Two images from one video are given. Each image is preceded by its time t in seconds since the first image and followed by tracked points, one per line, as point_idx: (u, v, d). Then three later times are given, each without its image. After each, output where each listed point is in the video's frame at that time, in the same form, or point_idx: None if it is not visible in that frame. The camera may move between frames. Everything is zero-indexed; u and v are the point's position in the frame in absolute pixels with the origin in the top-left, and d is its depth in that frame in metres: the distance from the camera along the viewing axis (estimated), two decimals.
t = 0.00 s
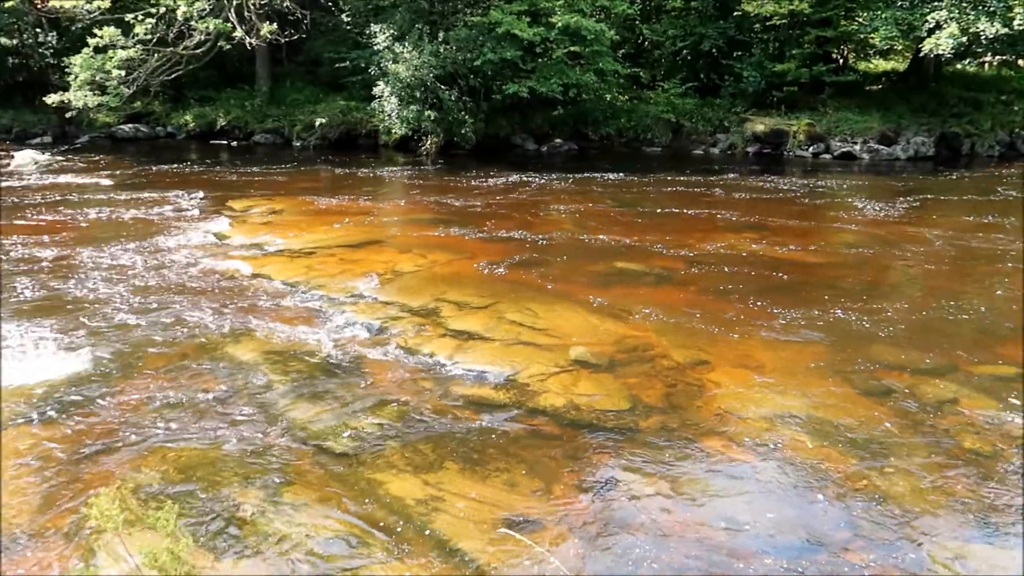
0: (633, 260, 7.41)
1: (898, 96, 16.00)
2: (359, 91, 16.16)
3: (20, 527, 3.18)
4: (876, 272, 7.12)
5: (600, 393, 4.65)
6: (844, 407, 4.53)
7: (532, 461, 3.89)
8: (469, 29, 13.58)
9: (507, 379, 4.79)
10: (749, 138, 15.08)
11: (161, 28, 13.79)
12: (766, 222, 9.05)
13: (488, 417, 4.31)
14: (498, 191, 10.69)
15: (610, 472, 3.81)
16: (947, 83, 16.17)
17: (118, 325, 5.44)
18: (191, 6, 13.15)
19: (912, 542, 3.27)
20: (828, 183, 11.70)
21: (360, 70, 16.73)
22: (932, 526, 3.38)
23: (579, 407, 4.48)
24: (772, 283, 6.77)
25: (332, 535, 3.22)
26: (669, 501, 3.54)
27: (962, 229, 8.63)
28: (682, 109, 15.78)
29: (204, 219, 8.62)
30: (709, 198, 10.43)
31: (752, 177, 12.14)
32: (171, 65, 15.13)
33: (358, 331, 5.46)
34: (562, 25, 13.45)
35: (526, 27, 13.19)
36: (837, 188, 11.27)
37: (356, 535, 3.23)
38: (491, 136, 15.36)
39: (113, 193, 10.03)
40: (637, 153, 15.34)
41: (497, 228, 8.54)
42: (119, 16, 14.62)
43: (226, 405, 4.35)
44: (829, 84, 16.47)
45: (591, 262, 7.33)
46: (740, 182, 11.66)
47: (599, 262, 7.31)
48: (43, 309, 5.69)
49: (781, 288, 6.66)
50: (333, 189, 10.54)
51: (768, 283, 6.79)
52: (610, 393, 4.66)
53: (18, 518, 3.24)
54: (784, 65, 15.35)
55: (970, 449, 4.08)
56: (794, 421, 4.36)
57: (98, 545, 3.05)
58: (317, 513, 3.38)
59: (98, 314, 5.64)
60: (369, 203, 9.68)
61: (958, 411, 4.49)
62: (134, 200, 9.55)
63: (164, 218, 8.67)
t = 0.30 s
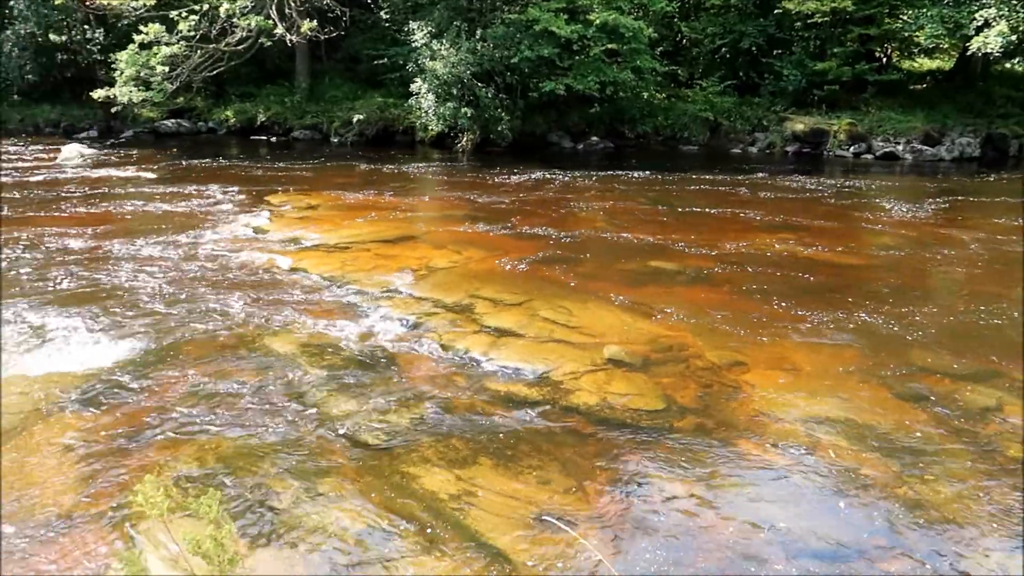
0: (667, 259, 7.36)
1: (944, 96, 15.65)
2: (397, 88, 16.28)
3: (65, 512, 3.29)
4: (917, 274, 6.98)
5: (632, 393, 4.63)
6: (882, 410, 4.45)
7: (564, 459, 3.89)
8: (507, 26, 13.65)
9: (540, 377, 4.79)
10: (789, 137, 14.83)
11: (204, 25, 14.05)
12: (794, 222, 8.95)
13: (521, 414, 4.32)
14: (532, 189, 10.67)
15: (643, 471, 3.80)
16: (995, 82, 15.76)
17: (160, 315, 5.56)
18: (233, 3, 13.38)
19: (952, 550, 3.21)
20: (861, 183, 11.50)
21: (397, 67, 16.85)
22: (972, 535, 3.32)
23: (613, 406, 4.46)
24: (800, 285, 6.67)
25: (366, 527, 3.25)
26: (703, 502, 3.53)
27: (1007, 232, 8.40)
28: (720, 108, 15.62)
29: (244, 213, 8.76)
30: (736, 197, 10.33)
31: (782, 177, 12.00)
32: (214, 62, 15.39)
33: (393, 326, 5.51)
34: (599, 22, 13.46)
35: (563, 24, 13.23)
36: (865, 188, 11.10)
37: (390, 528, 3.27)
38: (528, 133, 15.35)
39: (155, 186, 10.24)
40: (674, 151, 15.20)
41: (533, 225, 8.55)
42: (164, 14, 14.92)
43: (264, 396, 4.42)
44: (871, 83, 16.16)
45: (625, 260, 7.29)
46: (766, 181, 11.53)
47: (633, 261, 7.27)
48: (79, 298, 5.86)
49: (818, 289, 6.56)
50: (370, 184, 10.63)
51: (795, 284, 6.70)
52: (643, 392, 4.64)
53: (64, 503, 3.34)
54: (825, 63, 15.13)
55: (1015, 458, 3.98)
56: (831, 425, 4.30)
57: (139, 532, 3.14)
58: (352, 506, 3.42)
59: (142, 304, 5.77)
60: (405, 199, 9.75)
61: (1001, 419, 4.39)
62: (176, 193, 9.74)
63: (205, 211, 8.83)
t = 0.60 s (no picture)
0: (704, 260, 7.30)
1: (992, 97, 15.26)
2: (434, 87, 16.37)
3: (109, 500, 3.36)
4: (962, 279, 6.81)
5: (667, 394, 4.60)
6: (922, 416, 4.35)
7: (598, 459, 3.88)
8: (545, 25, 13.67)
9: (574, 377, 4.78)
10: (830, 139, 14.58)
11: (246, 24, 14.27)
12: (833, 225, 8.80)
13: (556, 414, 4.31)
14: (567, 189, 10.63)
15: (679, 474, 3.76)
16: None
17: (201, 309, 5.66)
18: (275, 2, 13.57)
19: (997, 561, 3.13)
20: (901, 185, 11.27)
21: (435, 66, 16.95)
22: (1019, 546, 3.22)
23: (648, 407, 4.44)
24: (837, 288, 6.56)
25: (402, 523, 3.27)
26: (740, 506, 3.49)
27: None
28: (759, 108, 15.43)
29: (282, 209, 8.88)
30: (771, 198, 10.20)
31: (817, 178, 11.82)
32: (255, 60, 15.61)
33: (428, 323, 5.54)
34: (638, 21, 13.45)
35: (602, 23, 13.23)
36: (894, 190, 10.91)
37: (426, 524, 3.28)
38: (564, 133, 15.33)
39: (196, 182, 10.43)
40: (712, 152, 15.05)
41: (570, 225, 8.54)
42: (207, 12, 15.18)
43: (302, 391, 4.47)
44: (916, 84, 15.82)
45: (661, 261, 7.24)
46: (794, 182, 11.39)
47: (669, 262, 7.21)
48: (120, 291, 6.00)
49: (858, 293, 6.45)
50: (405, 182, 10.71)
51: (831, 288, 6.59)
52: (680, 394, 4.60)
53: (107, 490, 3.42)
54: (868, 63, 14.87)
55: None
56: (872, 431, 4.21)
57: (180, 521, 3.20)
58: (387, 501, 3.45)
59: (182, 298, 5.88)
60: (440, 197, 9.79)
61: None
62: (216, 189, 9.90)
63: (244, 207, 8.96)
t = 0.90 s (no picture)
0: (742, 267, 7.21)
1: None
2: (473, 91, 16.45)
3: (153, 492, 3.45)
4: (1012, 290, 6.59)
5: (704, 401, 4.56)
6: (969, 427, 4.25)
7: (634, 466, 3.85)
8: (584, 30, 13.65)
9: (611, 382, 4.76)
10: (873, 145, 14.30)
11: (289, 28, 14.51)
12: (876, 233, 8.62)
13: (593, 419, 4.30)
14: (604, 193, 10.61)
15: (716, 482, 3.73)
16: None
17: (242, 308, 5.77)
18: (318, 7, 13.78)
19: None
20: (945, 193, 11.01)
21: (474, 70, 17.04)
22: None
23: (685, 414, 4.40)
24: (879, 298, 6.42)
25: (437, 525, 3.29)
26: (778, 516, 3.44)
27: None
28: (801, 114, 15.22)
29: (321, 211, 9.00)
30: (811, 205, 10.04)
31: (858, 185, 11.61)
32: (297, 63, 15.86)
33: (466, 326, 5.56)
34: (678, 26, 13.39)
35: (641, 27, 13.19)
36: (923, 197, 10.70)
37: (461, 526, 3.30)
38: (602, 137, 15.28)
39: (238, 183, 10.62)
40: (752, 157, 14.87)
41: (606, 229, 8.52)
42: (250, 17, 15.47)
43: (340, 390, 4.52)
44: (964, 89, 15.44)
45: (700, 267, 7.17)
46: (821, 189, 11.23)
47: (708, 268, 7.14)
48: (162, 289, 6.14)
49: (901, 302, 6.31)
50: (442, 185, 10.77)
51: (873, 297, 6.45)
52: (718, 401, 4.56)
53: (151, 483, 3.51)
54: (914, 68, 14.57)
55: None
56: (915, 444, 4.12)
57: (220, 516, 3.27)
58: (423, 502, 3.47)
59: (223, 296, 6.00)
60: (477, 200, 9.84)
61: None
62: (256, 191, 10.07)
63: (284, 209, 9.11)
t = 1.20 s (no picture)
0: (774, 273, 7.14)
1: None
2: (504, 94, 16.50)
3: (188, 487, 3.51)
4: None
5: (735, 408, 4.52)
6: (1010, 436, 4.16)
7: (665, 472, 3.83)
8: (616, 33, 13.61)
9: (641, 387, 4.74)
10: (910, 150, 14.04)
11: (324, 31, 14.68)
12: (911, 240, 8.47)
13: (623, 424, 4.28)
14: (634, 197, 10.58)
15: (748, 490, 3.69)
16: None
17: (274, 308, 5.85)
18: (352, 10, 13.93)
19: None
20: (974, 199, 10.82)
21: (506, 74, 17.10)
22: None
23: (716, 421, 4.37)
24: (914, 306, 6.31)
25: (466, 527, 3.30)
26: (812, 526, 3.40)
27: None
28: (836, 119, 15.02)
29: (353, 213, 9.08)
30: (846, 211, 9.90)
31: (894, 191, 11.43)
32: (331, 66, 16.03)
33: (496, 328, 5.58)
34: (712, 29, 13.34)
35: (675, 31, 13.15)
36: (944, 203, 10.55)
37: (490, 529, 3.30)
38: (633, 140, 15.22)
39: (271, 185, 10.76)
40: (785, 162, 14.70)
41: (634, 233, 8.49)
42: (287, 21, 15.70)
43: (370, 391, 4.56)
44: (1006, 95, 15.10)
45: (730, 273, 7.10)
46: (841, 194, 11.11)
47: (739, 274, 7.08)
48: (197, 287, 6.24)
49: (936, 311, 6.18)
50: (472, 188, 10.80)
51: (908, 305, 6.34)
52: (750, 409, 4.52)
53: (188, 478, 3.57)
54: (954, 72, 14.32)
55: None
56: (952, 455, 4.04)
57: (253, 512, 3.31)
58: (452, 504, 3.48)
59: (257, 296, 6.07)
60: (508, 203, 9.85)
61: None
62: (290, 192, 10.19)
63: (317, 210, 9.20)
